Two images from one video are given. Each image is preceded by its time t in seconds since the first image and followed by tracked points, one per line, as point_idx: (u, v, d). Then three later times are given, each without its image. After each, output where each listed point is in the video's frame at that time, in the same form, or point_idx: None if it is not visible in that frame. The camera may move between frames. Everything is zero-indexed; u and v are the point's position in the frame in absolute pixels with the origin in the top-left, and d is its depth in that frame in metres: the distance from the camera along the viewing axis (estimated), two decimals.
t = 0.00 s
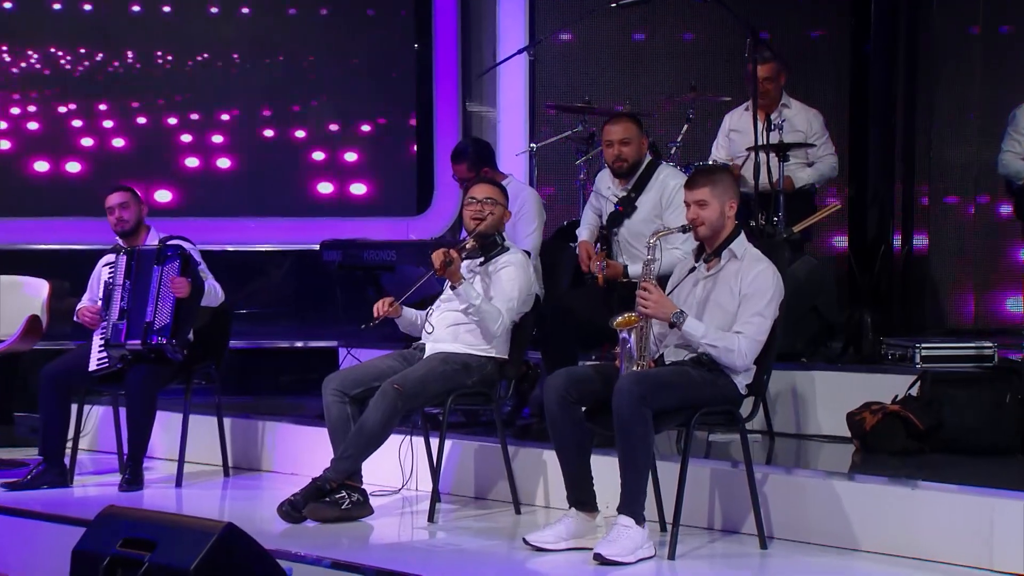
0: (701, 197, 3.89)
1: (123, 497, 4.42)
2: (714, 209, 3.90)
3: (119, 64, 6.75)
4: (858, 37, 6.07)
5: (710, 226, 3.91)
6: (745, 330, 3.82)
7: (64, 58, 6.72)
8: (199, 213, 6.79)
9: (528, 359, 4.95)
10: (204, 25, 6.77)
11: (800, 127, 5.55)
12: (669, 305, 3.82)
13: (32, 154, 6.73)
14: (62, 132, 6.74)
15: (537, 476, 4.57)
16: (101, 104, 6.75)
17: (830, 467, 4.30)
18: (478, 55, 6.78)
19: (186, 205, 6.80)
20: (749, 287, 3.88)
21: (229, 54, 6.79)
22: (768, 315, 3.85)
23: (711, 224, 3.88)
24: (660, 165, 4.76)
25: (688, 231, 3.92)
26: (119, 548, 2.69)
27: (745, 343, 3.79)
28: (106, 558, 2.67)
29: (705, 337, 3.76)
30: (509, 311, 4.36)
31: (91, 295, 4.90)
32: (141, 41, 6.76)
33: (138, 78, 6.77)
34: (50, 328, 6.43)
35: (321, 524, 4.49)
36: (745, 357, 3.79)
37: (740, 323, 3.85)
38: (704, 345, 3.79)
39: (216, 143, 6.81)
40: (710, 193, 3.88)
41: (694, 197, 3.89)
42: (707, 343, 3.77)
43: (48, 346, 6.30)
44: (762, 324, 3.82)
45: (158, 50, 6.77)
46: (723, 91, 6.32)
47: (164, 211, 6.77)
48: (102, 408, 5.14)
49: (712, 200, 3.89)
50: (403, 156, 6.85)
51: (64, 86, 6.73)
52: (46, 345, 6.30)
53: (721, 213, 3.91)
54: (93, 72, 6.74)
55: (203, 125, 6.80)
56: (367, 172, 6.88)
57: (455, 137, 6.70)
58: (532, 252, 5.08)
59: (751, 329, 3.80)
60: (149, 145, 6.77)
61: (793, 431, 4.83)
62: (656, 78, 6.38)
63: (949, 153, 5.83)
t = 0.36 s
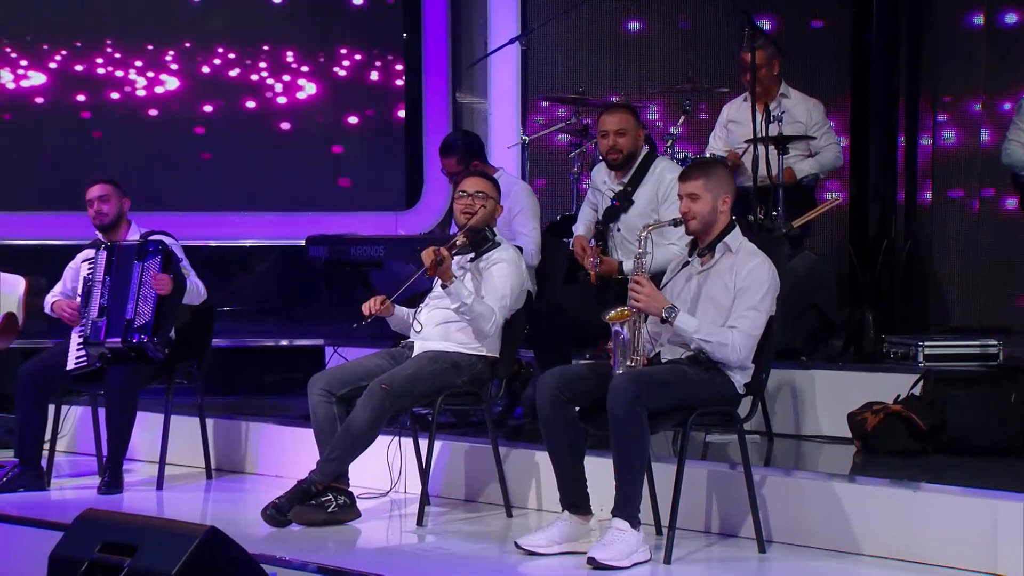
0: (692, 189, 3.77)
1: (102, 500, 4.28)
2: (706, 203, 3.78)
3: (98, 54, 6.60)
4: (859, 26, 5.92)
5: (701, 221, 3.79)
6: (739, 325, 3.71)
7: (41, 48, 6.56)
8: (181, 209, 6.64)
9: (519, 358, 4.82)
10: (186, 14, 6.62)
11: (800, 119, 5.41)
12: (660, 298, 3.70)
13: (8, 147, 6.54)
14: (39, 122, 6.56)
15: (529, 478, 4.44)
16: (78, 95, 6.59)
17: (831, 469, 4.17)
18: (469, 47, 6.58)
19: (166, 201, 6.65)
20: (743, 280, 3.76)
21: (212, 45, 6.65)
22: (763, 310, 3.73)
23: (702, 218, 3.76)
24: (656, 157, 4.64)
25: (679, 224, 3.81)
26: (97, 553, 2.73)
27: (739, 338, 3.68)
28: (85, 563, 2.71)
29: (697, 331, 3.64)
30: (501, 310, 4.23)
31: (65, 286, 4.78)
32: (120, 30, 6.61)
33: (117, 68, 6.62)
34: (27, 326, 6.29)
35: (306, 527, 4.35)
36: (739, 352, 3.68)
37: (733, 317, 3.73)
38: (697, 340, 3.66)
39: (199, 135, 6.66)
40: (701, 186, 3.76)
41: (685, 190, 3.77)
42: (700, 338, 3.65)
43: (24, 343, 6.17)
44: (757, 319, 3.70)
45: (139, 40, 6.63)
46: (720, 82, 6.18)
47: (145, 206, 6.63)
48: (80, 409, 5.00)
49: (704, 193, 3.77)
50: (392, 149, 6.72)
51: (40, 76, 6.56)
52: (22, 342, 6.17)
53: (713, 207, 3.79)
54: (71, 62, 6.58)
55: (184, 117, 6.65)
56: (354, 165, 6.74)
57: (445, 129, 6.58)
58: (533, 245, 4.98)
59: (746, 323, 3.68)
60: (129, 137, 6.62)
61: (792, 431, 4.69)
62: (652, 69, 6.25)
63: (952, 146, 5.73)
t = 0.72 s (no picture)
0: (676, 184, 3.66)
1: (77, 506, 4.13)
2: (689, 198, 3.66)
3: (72, 42, 6.50)
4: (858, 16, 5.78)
5: (685, 216, 3.67)
6: (732, 321, 3.57)
7: (13, 38, 6.49)
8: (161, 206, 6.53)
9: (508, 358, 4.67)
10: (165, 3, 6.49)
11: (797, 111, 5.29)
12: (649, 293, 3.57)
13: None
14: (14, 116, 6.52)
15: (519, 482, 4.31)
16: (54, 85, 6.51)
17: (830, 472, 4.04)
18: (457, 36, 6.44)
19: (144, 196, 6.53)
20: (735, 276, 3.62)
21: (190, 33, 6.50)
22: (757, 305, 3.59)
23: (685, 213, 3.64)
24: (649, 152, 4.53)
25: (664, 220, 3.70)
26: (74, 559, 2.68)
27: (733, 334, 3.55)
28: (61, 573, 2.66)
29: (688, 326, 3.51)
30: (490, 310, 4.07)
31: (38, 283, 4.65)
32: (96, 20, 6.50)
33: (92, 57, 6.50)
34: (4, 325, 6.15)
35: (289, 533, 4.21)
36: (732, 349, 3.55)
37: (726, 313, 3.60)
38: (688, 336, 3.53)
39: (178, 129, 6.54)
40: (685, 181, 3.64)
41: (668, 184, 3.66)
42: (691, 334, 3.52)
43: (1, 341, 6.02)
44: (750, 315, 3.56)
45: (115, 28, 6.49)
46: (716, 74, 6.03)
47: (127, 200, 6.53)
48: (55, 411, 4.86)
49: (687, 188, 3.65)
50: (378, 141, 6.58)
51: (15, 66, 6.50)
52: None
53: (697, 202, 3.66)
54: (44, 50, 6.50)
55: (164, 109, 6.53)
56: (339, 160, 6.61)
57: (432, 122, 6.44)
58: (515, 241, 4.87)
59: (738, 319, 3.55)
60: (110, 132, 6.52)
61: (789, 434, 4.55)
62: (647, 60, 6.10)
63: (955, 139, 5.62)
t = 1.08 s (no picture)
0: (674, 181, 3.55)
1: (51, 512, 3.99)
2: (688, 196, 3.54)
3: (48, 36, 6.35)
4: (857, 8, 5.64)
5: (682, 214, 3.56)
6: (730, 326, 3.45)
7: None
8: (140, 204, 6.37)
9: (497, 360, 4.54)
10: None
11: (794, 106, 5.16)
12: (647, 294, 3.46)
13: None
14: None
15: (508, 487, 4.18)
16: (26, 80, 6.36)
17: (827, 477, 3.92)
18: (444, 28, 6.35)
19: (122, 193, 6.39)
20: (734, 279, 3.50)
21: (170, 27, 6.37)
22: (756, 309, 3.47)
23: (683, 212, 3.53)
24: (641, 145, 4.39)
25: (661, 217, 3.59)
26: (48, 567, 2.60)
27: (731, 338, 3.43)
28: None
29: (686, 329, 3.39)
30: (486, 309, 3.83)
31: (15, 287, 4.50)
32: (72, 12, 6.35)
33: (69, 52, 6.36)
34: None
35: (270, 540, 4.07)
36: (730, 354, 3.42)
37: (724, 317, 3.47)
38: (686, 338, 3.41)
39: (157, 124, 6.39)
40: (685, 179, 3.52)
41: (666, 181, 3.55)
42: (689, 337, 3.39)
43: None
44: (749, 319, 3.44)
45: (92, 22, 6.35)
46: (710, 67, 5.87)
47: (105, 196, 6.39)
48: (29, 415, 4.72)
49: (686, 185, 3.54)
50: (363, 135, 6.43)
51: None
52: None
53: (695, 201, 3.54)
54: (18, 44, 6.35)
55: (141, 102, 6.38)
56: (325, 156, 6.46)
57: (418, 116, 6.30)
58: (499, 237, 4.75)
59: (737, 324, 3.43)
60: (86, 126, 6.37)
61: (785, 438, 4.43)
62: (639, 53, 5.95)
63: (955, 135, 5.50)
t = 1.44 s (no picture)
0: (670, 177, 3.42)
1: (27, 519, 3.87)
2: (683, 193, 3.42)
3: (22, 26, 6.27)
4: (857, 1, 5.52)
5: (676, 212, 3.44)
6: (724, 324, 3.33)
7: None
8: (118, 201, 6.25)
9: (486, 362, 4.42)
10: None
11: (790, 101, 5.06)
12: (639, 294, 3.34)
13: None
14: None
15: (497, 493, 4.06)
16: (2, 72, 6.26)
17: (826, 483, 3.81)
18: (433, 19, 6.26)
19: (100, 190, 6.30)
20: (725, 278, 3.39)
21: (148, 15, 6.25)
22: (749, 308, 3.36)
23: (678, 209, 3.40)
24: (635, 142, 4.30)
25: (654, 215, 3.46)
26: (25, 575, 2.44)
27: (725, 337, 3.31)
28: None
29: (678, 330, 3.28)
30: (476, 309, 3.72)
31: None
32: (47, 5, 6.27)
33: (41, 42, 6.27)
34: None
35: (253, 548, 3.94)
36: (725, 352, 3.31)
37: (717, 315, 3.36)
38: (679, 339, 3.30)
39: (134, 119, 6.28)
40: (681, 174, 3.40)
41: (661, 176, 3.42)
42: (681, 337, 3.28)
43: None
44: (742, 317, 3.33)
45: (67, 13, 6.27)
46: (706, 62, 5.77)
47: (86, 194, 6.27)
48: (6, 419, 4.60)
49: (682, 181, 3.41)
50: (348, 130, 6.29)
51: None
52: None
53: (691, 197, 3.42)
54: None
55: (121, 97, 6.27)
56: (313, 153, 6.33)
57: (406, 109, 6.17)
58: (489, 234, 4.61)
59: (730, 322, 3.31)
60: (67, 121, 6.27)
61: (783, 442, 4.31)
62: (634, 47, 5.82)
63: (957, 131, 5.39)
